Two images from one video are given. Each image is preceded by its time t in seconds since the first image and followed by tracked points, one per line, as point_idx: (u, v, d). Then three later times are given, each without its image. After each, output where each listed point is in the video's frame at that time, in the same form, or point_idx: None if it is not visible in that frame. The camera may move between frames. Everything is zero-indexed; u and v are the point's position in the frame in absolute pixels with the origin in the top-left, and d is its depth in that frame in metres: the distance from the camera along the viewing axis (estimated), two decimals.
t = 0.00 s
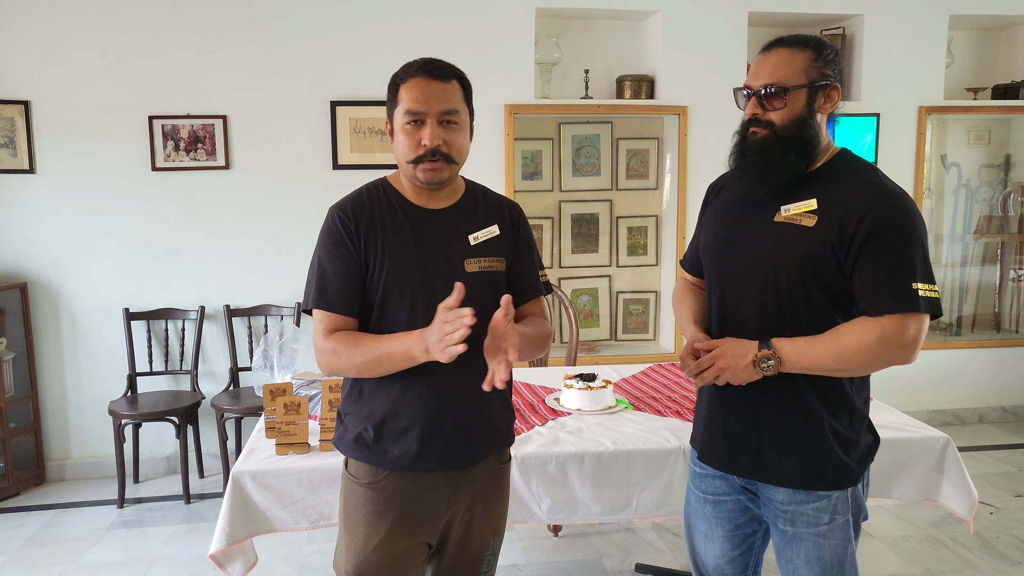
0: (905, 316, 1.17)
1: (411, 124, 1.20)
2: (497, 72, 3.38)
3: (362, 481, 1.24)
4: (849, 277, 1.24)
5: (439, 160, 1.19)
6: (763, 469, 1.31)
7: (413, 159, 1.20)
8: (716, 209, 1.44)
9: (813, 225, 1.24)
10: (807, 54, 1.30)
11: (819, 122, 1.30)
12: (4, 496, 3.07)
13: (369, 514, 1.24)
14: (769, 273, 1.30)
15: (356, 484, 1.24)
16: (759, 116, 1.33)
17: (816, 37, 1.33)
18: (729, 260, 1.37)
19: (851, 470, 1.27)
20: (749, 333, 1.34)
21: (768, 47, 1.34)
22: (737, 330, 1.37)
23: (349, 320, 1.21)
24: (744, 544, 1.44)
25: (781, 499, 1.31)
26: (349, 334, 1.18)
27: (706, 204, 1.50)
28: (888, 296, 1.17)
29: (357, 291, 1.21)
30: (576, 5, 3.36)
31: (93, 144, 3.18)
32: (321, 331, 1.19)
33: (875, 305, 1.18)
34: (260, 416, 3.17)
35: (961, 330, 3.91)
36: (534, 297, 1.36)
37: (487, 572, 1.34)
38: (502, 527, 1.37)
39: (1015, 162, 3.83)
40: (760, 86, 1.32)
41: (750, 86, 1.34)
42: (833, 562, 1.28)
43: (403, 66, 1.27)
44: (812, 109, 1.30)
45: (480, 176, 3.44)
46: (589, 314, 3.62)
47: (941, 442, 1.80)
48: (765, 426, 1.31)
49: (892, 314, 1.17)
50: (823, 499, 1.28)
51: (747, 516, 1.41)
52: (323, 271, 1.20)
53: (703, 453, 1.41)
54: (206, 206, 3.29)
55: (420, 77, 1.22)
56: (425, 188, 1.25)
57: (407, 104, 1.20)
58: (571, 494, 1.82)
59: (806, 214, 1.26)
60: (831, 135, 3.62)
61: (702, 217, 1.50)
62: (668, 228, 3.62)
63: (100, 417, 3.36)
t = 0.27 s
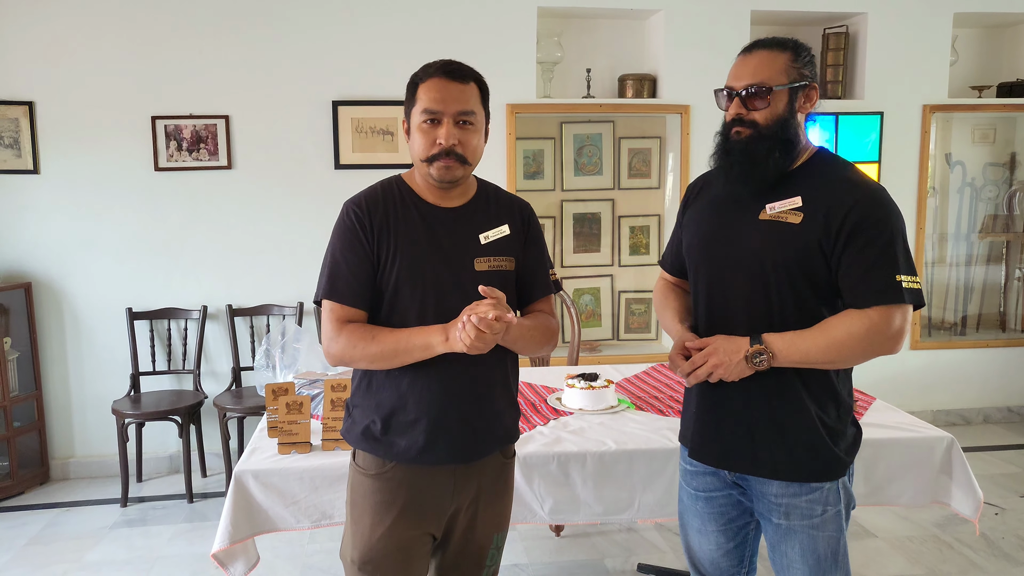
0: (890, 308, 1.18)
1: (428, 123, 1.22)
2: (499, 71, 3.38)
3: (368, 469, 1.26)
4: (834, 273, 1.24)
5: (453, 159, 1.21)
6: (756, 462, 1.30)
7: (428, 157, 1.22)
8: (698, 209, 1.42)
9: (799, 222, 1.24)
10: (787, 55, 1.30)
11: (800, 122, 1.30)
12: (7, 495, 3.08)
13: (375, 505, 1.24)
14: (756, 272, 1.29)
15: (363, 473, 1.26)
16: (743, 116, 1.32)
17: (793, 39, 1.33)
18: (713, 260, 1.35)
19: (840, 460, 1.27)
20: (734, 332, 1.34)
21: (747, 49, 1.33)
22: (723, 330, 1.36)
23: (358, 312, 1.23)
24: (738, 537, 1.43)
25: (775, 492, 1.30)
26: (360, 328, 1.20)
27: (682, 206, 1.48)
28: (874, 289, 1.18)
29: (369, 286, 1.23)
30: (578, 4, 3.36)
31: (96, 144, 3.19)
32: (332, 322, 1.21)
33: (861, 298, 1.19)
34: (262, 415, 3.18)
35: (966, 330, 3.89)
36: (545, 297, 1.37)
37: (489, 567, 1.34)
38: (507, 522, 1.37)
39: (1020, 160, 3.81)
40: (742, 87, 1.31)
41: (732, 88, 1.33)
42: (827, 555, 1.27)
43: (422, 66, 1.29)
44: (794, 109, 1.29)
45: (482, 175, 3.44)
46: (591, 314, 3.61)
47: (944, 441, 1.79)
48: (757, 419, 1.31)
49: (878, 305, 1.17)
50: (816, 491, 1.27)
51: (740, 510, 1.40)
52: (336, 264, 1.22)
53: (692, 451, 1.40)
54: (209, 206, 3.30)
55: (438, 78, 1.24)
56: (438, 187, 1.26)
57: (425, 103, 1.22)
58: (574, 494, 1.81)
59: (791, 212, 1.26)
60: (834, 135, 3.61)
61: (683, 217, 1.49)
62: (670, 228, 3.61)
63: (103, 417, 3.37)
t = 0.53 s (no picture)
0: (880, 301, 1.22)
1: (441, 124, 1.22)
2: (499, 71, 3.38)
3: (365, 462, 1.28)
4: (826, 271, 1.28)
5: (465, 161, 1.22)
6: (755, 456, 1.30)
7: (440, 158, 1.22)
8: (682, 212, 1.42)
9: (793, 223, 1.27)
10: (775, 56, 1.33)
11: (787, 121, 1.35)
12: (11, 497, 3.09)
13: (371, 497, 1.27)
14: (750, 272, 1.31)
15: (360, 465, 1.29)
16: (738, 115, 1.34)
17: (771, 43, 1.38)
18: (705, 260, 1.36)
19: (833, 448, 1.29)
20: (725, 332, 1.35)
21: (734, 50, 1.35)
22: (713, 330, 1.37)
23: (361, 309, 1.25)
24: (734, 532, 1.43)
25: (776, 485, 1.30)
26: (364, 325, 1.23)
27: (661, 211, 1.48)
28: (867, 283, 1.22)
29: (373, 284, 1.25)
30: (578, 4, 3.36)
31: (97, 146, 3.20)
32: (338, 320, 1.23)
33: (853, 293, 1.23)
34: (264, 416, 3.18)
35: (968, 328, 3.88)
36: (547, 301, 1.39)
37: (487, 563, 1.34)
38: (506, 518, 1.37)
39: (1020, 159, 3.81)
40: (738, 86, 1.32)
41: (726, 87, 1.34)
42: (827, 545, 1.28)
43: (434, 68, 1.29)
44: (783, 109, 1.33)
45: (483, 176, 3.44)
46: (592, 314, 3.61)
47: (947, 440, 1.78)
48: (755, 412, 1.31)
49: (870, 300, 1.22)
50: (816, 481, 1.28)
51: (736, 504, 1.41)
52: (343, 260, 1.24)
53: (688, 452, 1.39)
54: (210, 207, 3.30)
55: (450, 81, 1.25)
56: (449, 187, 1.27)
57: (437, 105, 1.23)
58: (576, 494, 1.81)
59: (783, 212, 1.28)
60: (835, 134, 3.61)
61: (664, 220, 1.48)
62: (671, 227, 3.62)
63: (106, 418, 3.37)
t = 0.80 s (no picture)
0: (878, 294, 1.29)
1: (434, 121, 1.25)
2: (502, 69, 3.38)
3: (359, 456, 1.30)
4: (825, 266, 1.33)
5: (458, 156, 1.24)
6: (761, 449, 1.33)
7: (434, 154, 1.25)
8: (677, 212, 1.44)
9: (795, 220, 1.32)
10: (771, 58, 1.38)
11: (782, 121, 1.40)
12: (13, 492, 3.10)
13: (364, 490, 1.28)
14: (755, 270, 1.33)
15: (353, 459, 1.30)
16: (740, 113, 1.37)
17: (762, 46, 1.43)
18: (707, 259, 1.37)
19: (830, 435, 1.36)
20: (728, 330, 1.36)
21: (732, 49, 1.39)
22: (713, 328, 1.38)
23: (356, 303, 1.26)
24: (732, 526, 1.47)
25: (783, 476, 1.33)
26: (358, 318, 1.25)
27: (655, 211, 1.49)
28: (865, 277, 1.28)
29: (366, 279, 1.27)
30: (581, 3, 3.36)
31: (101, 143, 3.21)
32: (333, 313, 1.25)
33: (852, 287, 1.29)
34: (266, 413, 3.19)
35: (970, 328, 3.88)
36: (538, 296, 1.41)
37: (484, 555, 1.34)
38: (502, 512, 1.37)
39: None
40: (741, 85, 1.36)
41: (727, 87, 1.37)
42: (829, 532, 1.34)
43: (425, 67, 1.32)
44: (779, 108, 1.39)
45: (485, 174, 3.45)
46: (594, 312, 3.60)
47: (948, 439, 1.78)
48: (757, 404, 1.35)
49: (869, 292, 1.28)
50: (818, 471, 1.34)
51: (736, 498, 1.45)
52: (337, 254, 1.26)
53: (688, 451, 1.41)
54: (213, 204, 3.31)
55: (442, 79, 1.27)
56: (441, 183, 1.29)
57: (430, 102, 1.25)
58: (577, 491, 1.82)
59: (785, 211, 1.33)
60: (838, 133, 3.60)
61: (654, 221, 1.49)
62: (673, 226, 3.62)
63: (109, 414, 3.39)
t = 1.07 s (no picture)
0: (876, 287, 1.32)
1: (413, 117, 1.26)
2: (504, 66, 3.39)
3: (341, 450, 1.32)
4: (824, 260, 1.35)
5: (439, 151, 1.26)
6: (764, 442, 1.35)
7: (414, 149, 1.26)
8: (675, 208, 1.45)
9: (794, 214, 1.34)
10: (772, 56, 1.40)
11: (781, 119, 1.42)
12: (17, 487, 3.11)
13: (346, 484, 1.30)
14: (757, 264, 1.35)
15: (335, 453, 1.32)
16: (741, 108, 1.38)
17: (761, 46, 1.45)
18: (708, 253, 1.39)
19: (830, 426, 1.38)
20: (729, 324, 1.38)
21: (734, 46, 1.40)
22: (715, 322, 1.39)
23: (331, 298, 1.29)
24: (732, 521, 1.48)
25: (787, 470, 1.34)
26: (332, 314, 1.27)
27: (653, 207, 1.50)
28: (865, 270, 1.31)
29: (340, 274, 1.29)
30: None
31: (103, 139, 3.21)
32: (309, 308, 1.28)
33: (851, 279, 1.32)
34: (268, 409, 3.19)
35: (971, 326, 3.88)
36: (513, 289, 1.41)
37: (470, 547, 1.34)
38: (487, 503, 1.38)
39: None
40: (743, 80, 1.37)
41: (729, 82, 1.39)
42: (830, 524, 1.36)
43: (399, 64, 1.32)
44: (778, 106, 1.41)
45: (487, 170, 3.45)
46: (596, 309, 3.59)
47: (948, 434, 1.78)
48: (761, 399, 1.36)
49: (867, 285, 1.32)
50: (819, 463, 1.36)
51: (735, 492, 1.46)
52: (312, 251, 1.29)
53: (690, 445, 1.41)
54: (215, 201, 3.31)
55: (418, 76, 1.29)
56: (419, 178, 1.30)
57: (409, 99, 1.26)
58: (578, 486, 1.82)
59: (784, 205, 1.35)
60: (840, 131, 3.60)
61: (652, 217, 1.51)
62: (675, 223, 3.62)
63: (111, 410, 3.39)
